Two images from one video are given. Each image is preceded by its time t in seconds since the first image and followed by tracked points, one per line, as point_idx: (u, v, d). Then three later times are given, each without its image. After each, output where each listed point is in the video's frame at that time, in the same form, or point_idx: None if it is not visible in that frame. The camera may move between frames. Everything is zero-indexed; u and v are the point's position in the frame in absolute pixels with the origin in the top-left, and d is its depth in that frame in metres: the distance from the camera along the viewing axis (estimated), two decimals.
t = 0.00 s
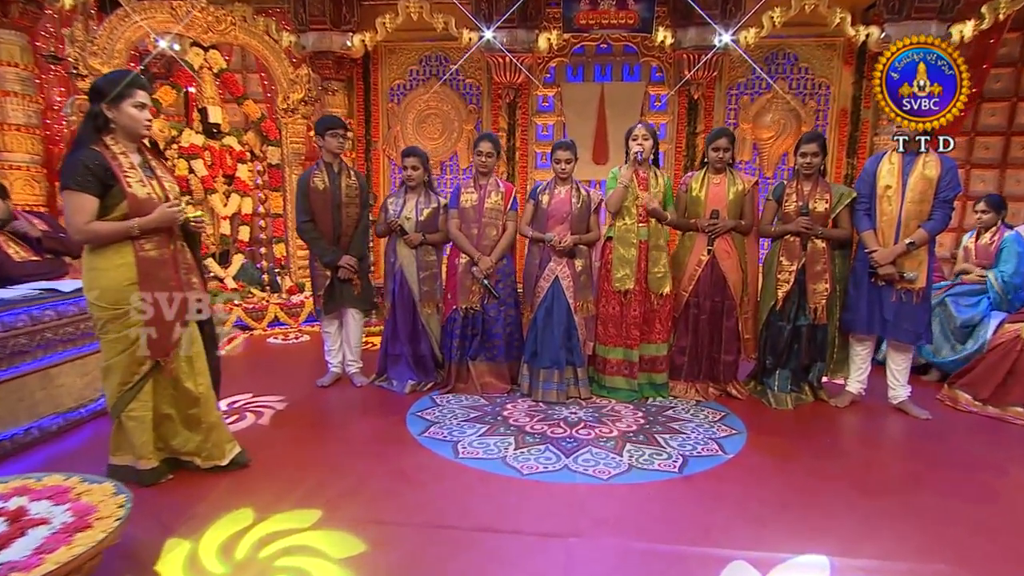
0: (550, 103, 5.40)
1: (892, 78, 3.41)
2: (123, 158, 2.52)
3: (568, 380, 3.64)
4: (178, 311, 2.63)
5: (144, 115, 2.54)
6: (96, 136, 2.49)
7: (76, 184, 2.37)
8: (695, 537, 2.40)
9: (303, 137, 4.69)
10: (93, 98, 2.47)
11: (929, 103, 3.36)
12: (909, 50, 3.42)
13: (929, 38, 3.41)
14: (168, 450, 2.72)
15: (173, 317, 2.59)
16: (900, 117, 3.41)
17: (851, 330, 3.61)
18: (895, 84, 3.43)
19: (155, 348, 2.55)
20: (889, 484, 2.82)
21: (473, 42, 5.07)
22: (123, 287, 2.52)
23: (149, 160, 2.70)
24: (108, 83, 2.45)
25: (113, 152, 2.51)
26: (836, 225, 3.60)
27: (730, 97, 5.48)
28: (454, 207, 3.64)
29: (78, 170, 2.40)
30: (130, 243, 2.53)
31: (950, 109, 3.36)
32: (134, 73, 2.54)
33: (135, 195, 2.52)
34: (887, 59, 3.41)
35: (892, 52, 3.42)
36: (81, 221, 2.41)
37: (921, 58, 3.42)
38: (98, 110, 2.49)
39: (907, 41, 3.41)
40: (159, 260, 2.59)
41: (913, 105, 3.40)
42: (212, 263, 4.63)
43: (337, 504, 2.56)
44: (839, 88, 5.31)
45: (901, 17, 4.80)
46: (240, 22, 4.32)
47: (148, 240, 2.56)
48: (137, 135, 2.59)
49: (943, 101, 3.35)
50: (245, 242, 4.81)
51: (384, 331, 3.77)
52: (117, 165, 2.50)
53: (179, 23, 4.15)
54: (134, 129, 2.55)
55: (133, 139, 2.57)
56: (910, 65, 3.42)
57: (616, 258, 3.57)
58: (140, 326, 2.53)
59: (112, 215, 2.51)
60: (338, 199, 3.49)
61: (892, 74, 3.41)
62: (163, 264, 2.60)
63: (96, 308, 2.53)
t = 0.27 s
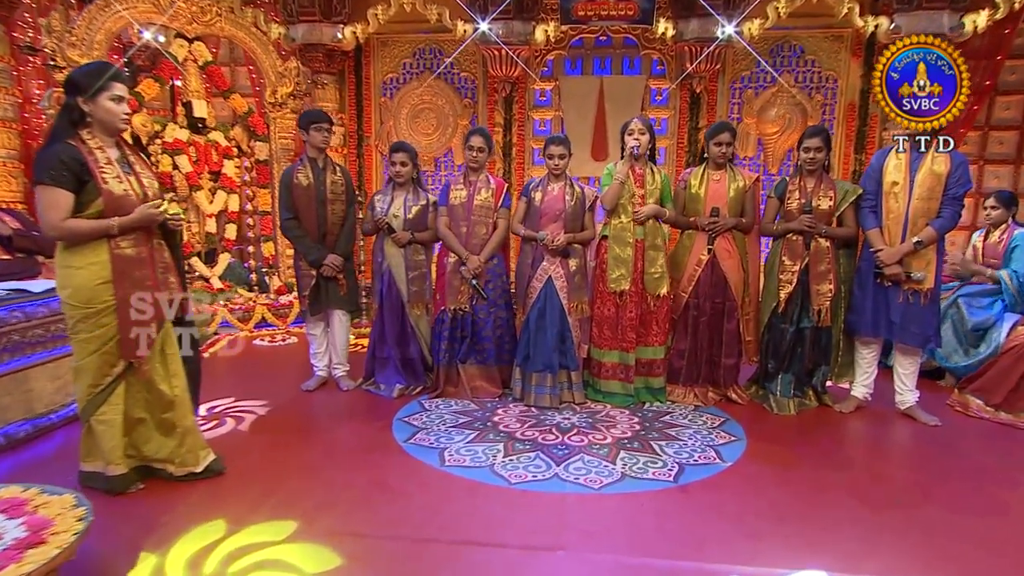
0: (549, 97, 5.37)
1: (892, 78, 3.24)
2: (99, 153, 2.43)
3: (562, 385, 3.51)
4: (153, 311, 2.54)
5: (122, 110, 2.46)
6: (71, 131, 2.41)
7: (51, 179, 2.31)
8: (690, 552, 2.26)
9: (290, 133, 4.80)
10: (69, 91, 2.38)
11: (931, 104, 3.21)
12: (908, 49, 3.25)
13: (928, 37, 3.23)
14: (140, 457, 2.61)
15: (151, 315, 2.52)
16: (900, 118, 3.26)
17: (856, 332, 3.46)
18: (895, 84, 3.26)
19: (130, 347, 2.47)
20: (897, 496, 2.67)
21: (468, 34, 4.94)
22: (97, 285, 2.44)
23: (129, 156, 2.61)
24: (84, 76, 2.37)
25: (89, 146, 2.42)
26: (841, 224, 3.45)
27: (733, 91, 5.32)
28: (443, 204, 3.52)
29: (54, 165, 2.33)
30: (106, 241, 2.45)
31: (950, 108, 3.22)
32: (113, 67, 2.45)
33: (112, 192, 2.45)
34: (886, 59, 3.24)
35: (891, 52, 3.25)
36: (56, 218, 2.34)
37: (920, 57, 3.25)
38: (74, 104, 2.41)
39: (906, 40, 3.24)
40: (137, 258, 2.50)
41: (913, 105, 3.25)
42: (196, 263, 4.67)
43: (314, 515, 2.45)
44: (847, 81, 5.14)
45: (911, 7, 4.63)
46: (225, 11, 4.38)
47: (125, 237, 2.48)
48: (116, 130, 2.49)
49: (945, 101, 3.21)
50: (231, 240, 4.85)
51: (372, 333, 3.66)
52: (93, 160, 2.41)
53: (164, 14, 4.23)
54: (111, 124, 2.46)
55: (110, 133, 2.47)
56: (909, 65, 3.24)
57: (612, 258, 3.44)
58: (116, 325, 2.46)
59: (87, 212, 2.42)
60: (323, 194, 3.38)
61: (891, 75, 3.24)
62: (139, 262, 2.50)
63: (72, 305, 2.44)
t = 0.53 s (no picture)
0: (546, 91, 5.25)
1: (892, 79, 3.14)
2: (75, 149, 2.34)
3: (556, 388, 3.40)
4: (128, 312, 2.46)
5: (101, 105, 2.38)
6: (46, 125, 2.32)
7: (24, 173, 2.22)
8: (683, 564, 2.15)
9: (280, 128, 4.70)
10: (45, 84, 2.30)
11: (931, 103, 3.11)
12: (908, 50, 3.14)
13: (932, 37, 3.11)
14: (113, 464, 2.52)
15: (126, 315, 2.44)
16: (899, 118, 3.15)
17: (860, 335, 3.33)
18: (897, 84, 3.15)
19: (104, 348, 2.39)
20: (901, 505, 2.56)
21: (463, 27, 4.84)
22: (70, 284, 2.35)
23: (109, 152, 2.51)
24: (61, 70, 2.28)
25: (65, 141, 2.34)
26: (844, 222, 3.32)
27: (736, 85, 5.18)
28: (433, 201, 3.41)
29: (27, 159, 2.24)
30: (81, 241, 2.36)
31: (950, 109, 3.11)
32: (92, 61, 2.36)
33: (87, 189, 2.36)
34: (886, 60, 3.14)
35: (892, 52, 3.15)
36: (29, 215, 2.25)
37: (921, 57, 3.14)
38: (50, 97, 2.32)
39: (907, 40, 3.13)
40: (114, 258, 2.42)
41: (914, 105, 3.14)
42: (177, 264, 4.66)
43: (292, 524, 2.35)
44: (854, 74, 4.99)
45: None
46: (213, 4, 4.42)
47: (100, 236, 2.39)
48: (94, 126, 2.41)
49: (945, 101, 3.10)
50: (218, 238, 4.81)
51: (360, 335, 3.56)
52: (69, 156, 2.33)
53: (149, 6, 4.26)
54: (89, 119, 2.37)
55: (88, 129, 2.38)
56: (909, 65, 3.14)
57: (607, 257, 3.33)
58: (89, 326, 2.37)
59: (62, 209, 2.33)
60: (309, 191, 3.28)
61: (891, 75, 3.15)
62: (115, 261, 2.42)
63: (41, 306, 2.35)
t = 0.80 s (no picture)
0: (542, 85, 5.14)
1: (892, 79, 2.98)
2: (42, 143, 2.23)
3: (547, 393, 3.29)
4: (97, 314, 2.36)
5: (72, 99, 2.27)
6: (13, 119, 2.22)
7: None
8: None
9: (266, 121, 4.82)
10: (13, 76, 2.20)
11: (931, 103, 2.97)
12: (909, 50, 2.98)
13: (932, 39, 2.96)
14: (81, 472, 2.43)
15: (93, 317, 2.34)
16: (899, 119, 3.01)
17: (863, 338, 3.19)
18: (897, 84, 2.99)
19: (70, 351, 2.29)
20: (904, 516, 2.42)
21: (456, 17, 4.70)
22: (34, 284, 2.25)
23: (81, 147, 2.39)
24: (29, 61, 2.18)
25: (32, 135, 2.23)
26: (846, 220, 3.17)
27: (739, 78, 5.02)
28: (419, 198, 3.28)
29: None
30: (46, 239, 2.25)
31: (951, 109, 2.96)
32: (62, 52, 2.26)
33: (54, 185, 2.25)
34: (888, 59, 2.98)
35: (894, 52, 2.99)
36: None
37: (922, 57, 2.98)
38: (18, 90, 2.23)
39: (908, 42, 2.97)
40: (82, 257, 2.32)
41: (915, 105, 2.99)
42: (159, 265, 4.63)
43: (264, 535, 2.25)
44: (861, 66, 4.82)
45: None
46: None
47: (68, 234, 2.29)
48: (64, 121, 2.29)
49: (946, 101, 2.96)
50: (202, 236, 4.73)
51: (345, 337, 3.45)
52: (35, 150, 2.22)
53: None
54: (59, 113, 2.26)
55: (57, 123, 2.27)
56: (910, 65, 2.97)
57: (600, 257, 3.20)
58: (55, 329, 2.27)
59: (28, 206, 2.23)
60: (290, 187, 3.16)
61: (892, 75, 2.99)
62: (83, 260, 2.31)
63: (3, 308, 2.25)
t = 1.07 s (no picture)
0: (538, 79, 5.00)
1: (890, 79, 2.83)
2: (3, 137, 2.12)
3: (537, 398, 3.16)
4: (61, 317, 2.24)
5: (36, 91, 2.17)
6: None
7: None
8: None
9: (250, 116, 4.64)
10: None
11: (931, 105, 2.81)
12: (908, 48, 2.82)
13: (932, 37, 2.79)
14: (44, 483, 2.33)
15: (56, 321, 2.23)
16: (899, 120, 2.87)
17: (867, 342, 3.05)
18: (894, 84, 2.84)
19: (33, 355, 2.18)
20: (910, 531, 2.28)
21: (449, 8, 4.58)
22: None
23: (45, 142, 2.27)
24: None
25: None
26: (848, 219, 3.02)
27: (743, 71, 4.86)
28: (404, 195, 3.15)
29: None
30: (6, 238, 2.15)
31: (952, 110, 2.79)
32: (25, 42, 2.16)
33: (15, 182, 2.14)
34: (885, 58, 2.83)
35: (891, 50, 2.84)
36: None
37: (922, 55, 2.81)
38: None
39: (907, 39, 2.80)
40: (44, 257, 2.21)
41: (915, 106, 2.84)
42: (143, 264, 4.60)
43: (232, 548, 2.15)
44: (869, 58, 4.65)
45: None
46: None
47: (30, 233, 2.18)
48: (29, 115, 2.19)
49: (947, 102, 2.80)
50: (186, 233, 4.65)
51: (328, 340, 3.34)
52: None
53: None
54: (22, 106, 2.16)
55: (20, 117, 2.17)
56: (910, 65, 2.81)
57: (592, 256, 3.08)
58: (15, 333, 2.16)
59: None
60: (270, 184, 3.05)
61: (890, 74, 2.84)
62: (45, 260, 2.21)
63: None
